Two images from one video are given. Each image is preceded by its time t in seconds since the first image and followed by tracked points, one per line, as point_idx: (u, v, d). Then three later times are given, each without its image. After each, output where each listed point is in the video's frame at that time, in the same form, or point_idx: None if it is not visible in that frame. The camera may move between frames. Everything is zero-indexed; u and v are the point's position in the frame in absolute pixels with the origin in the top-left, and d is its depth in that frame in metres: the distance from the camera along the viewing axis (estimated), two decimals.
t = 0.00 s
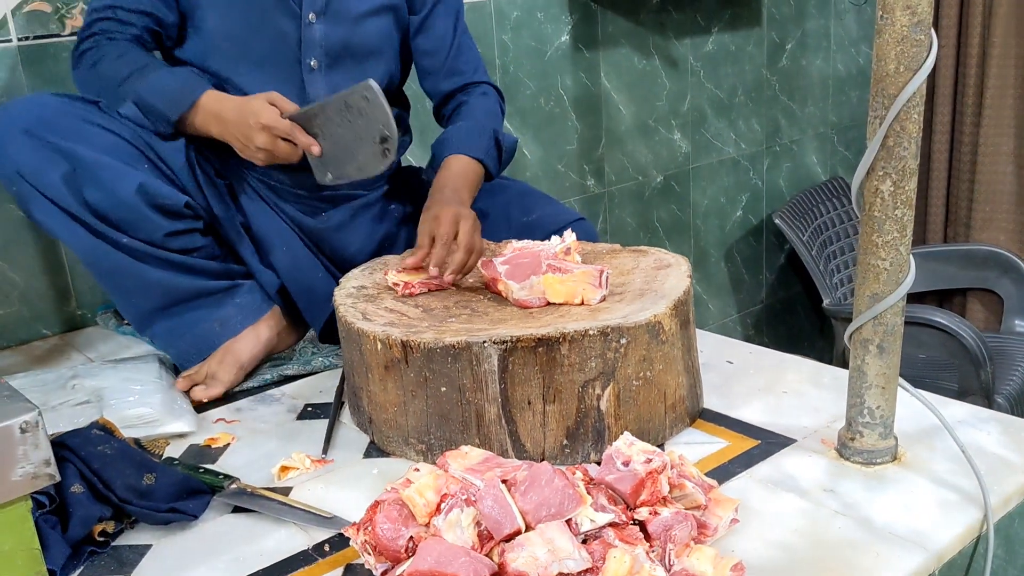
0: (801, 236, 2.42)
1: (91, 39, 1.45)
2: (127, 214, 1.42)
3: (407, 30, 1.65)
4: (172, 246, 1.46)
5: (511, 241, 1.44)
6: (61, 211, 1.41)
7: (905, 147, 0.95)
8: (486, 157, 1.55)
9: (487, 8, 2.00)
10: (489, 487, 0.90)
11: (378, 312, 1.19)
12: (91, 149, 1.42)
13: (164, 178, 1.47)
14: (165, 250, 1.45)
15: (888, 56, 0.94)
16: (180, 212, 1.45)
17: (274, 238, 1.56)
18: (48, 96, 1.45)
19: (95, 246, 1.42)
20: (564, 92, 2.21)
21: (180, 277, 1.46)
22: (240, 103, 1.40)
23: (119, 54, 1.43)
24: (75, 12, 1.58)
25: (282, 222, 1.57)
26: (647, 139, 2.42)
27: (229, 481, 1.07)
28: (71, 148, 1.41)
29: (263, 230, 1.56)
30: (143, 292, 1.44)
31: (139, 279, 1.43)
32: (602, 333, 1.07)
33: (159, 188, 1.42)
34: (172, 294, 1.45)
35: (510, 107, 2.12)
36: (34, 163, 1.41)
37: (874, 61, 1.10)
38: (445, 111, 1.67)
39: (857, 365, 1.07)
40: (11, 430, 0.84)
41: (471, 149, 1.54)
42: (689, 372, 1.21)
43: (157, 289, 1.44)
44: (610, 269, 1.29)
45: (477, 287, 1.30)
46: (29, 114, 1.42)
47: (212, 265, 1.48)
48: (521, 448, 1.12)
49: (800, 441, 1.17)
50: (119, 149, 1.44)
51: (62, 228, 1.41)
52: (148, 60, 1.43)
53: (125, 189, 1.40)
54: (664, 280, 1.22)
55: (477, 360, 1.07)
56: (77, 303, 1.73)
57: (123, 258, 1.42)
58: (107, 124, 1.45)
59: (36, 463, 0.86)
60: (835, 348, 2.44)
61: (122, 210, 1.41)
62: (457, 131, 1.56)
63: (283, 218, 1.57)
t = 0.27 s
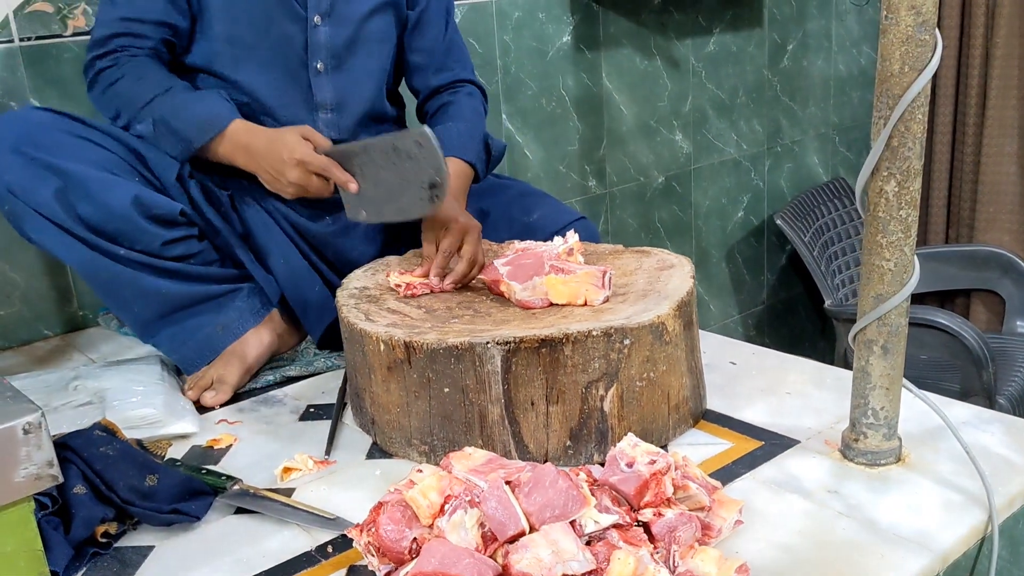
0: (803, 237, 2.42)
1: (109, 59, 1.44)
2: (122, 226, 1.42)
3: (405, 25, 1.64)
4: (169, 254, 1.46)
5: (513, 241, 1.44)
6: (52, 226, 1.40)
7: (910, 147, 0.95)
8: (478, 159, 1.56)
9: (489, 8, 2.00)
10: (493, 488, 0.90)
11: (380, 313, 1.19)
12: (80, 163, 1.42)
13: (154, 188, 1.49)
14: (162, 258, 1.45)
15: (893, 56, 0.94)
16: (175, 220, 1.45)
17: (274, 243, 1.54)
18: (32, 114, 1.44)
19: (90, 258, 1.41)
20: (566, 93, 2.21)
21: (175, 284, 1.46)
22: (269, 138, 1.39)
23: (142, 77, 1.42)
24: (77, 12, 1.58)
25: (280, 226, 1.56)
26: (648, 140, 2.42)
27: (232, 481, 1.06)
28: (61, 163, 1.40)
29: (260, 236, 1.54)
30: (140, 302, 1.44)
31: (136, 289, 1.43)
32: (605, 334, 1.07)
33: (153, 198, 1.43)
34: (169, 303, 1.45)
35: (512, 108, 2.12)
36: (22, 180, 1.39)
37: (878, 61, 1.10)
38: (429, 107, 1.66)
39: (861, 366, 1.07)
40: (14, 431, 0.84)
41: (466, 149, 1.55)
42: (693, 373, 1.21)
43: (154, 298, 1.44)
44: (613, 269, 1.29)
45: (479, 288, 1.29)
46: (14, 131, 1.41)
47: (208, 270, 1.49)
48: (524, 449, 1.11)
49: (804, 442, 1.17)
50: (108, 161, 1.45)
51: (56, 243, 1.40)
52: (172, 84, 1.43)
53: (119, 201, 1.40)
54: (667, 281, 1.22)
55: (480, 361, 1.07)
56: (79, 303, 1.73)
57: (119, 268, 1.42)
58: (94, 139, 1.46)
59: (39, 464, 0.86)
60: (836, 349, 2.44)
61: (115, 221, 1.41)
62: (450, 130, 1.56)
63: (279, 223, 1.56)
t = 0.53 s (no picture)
0: (803, 238, 2.42)
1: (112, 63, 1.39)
2: (122, 235, 1.41)
3: (408, 18, 1.65)
4: (170, 261, 1.45)
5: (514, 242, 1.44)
6: (53, 235, 1.41)
7: (912, 148, 0.95)
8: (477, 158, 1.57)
9: (490, 9, 2.00)
10: (495, 490, 0.90)
11: (382, 315, 1.19)
12: (79, 172, 1.41)
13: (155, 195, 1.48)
14: (163, 266, 1.45)
15: (895, 57, 0.93)
16: (176, 228, 1.45)
17: (276, 249, 1.54)
18: (30, 122, 1.44)
19: (92, 267, 1.41)
20: (567, 93, 2.21)
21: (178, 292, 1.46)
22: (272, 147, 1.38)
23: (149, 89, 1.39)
24: (78, 13, 1.58)
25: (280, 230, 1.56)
26: (649, 143, 2.42)
27: (233, 483, 1.06)
28: (60, 172, 1.39)
29: (261, 241, 1.53)
30: (143, 308, 1.44)
31: (138, 296, 1.43)
32: (606, 335, 1.07)
33: (153, 207, 1.42)
34: (172, 309, 1.45)
35: (513, 109, 2.12)
36: (21, 190, 1.39)
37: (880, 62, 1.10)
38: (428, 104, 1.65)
39: (863, 367, 1.07)
40: (15, 433, 0.84)
41: (465, 149, 1.55)
42: (694, 374, 1.21)
43: (157, 304, 1.44)
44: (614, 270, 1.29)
45: (480, 287, 1.29)
46: (11, 141, 1.40)
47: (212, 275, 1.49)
48: (526, 450, 1.11)
49: (806, 444, 1.17)
50: (107, 169, 1.44)
51: (57, 253, 1.41)
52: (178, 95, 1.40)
53: (119, 211, 1.39)
54: (669, 282, 1.22)
55: (481, 362, 1.07)
56: (80, 304, 1.73)
57: (119, 276, 1.42)
58: (94, 146, 1.46)
59: (40, 466, 0.86)
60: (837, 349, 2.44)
61: (117, 231, 1.41)
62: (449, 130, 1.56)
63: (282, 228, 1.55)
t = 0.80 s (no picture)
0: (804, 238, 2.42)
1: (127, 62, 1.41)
2: (128, 235, 1.41)
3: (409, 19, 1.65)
4: (175, 259, 1.46)
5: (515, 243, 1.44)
6: (59, 234, 1.39)
7: (913, 149, 0.95)
8: (478, 158, 1.57)
9: (490, 10, 2.00)
10: (496, 491, 0.90)
11: (383, 315, 1.19)
12: (84, 171, 1.41)
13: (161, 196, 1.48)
14: (167, 265, 1.46)
15: (897, 57, 0.93)
16: (181, 227, 1.46)
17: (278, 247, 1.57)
18: (34, 119, 1.41)
19: (98, 266, 1.40)
20: (567, 94, 2.21)
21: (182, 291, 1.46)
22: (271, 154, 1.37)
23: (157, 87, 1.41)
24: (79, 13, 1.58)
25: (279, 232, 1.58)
26: (649, 143, 2.42)
27: (233, 484, 1.07)
28: (66, 172, 1.39)
29: (264, 241, 1.57)
30: (147, 309, 1.44)
31: (142, 297, 1.43)
32: (607, 336, 1.06)
33: (160, 207, 1.43)
34: (175, 311, 1.45)
35: (514, 109, 2.12)
36: (26, 187, 1.37)
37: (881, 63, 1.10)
38: (431, 103, 1.66)
39: (865, 368, 1.07)
40: (16, 434, 0.84)
41: (466, 149, 1.55)
42: (695, 375, 1.21)
43: (160, 306, 1.44)
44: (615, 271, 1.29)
45: (481, 288, 1.29)
46: (16, 138, 1.38)
47: (216, 275, 1.50)
48: (526, 451, 1.11)
49: (808, 444, 1.17)
50: (113, 169, 1.43)
51: (64, 251, 1.39)
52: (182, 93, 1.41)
53: (126, 211, 1.40)
54: (670, 283, 1.22)
55: (482, 363, 1.07)
56: (80, 305, 1.73)
57: (124, 276, 1.42)
58: (99, 144, 1.44)
59: (41, 467, 0.86)
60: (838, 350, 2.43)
61: (124, 230, 1.41)
62: (450, 129, 1.56)
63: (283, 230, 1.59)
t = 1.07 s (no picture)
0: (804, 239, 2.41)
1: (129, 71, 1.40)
2: (129, 238, 1.41)
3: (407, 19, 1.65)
4: (176, 263, 1.45)
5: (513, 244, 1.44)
6: (58, 238, 1.41)
7: (912, 149, 0.95)
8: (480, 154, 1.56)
9: (490, 10, 2.00)
10: (494, 492, 0.90)
11: (378, 316, 1.19)
12: (83, 173, 1.41)
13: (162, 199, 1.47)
14: (168, 268, 1.45)
15: (895, 58, 0.93)
16: (182, 230, 1.45)
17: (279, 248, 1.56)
18: (36, 122, 1.44)
19: (97, 268, 1.41)
20: (567, 94, 2.21)
21: (183, 293, 1.46)
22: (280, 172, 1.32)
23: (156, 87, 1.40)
24: (77, 14, 1.58)
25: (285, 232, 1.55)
26: (649, 144, 2.42)
27: (232, 485, 1.07)
28: (64, 175, 1.39)
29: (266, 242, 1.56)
30: (148, 311, 1.44)
31: (143, 298, 1.43)
32: (600, 337, 1.07)
33: (159, 209, 1.42)
34: (176, 312, 1.45)
35: (513, 110, 2.12)
36: (27, 191, 1.39)
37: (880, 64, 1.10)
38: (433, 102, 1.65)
39: (862, 369, 1.06)
40: (14, 435, 0.84)
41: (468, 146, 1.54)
42: (691, 376, 1.21)
43: (160, 307, 1.44)
44: (613, 271, 1.29)
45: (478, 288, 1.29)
46: (18, 142, 1.40)
47: (217, 277, 1.49)
48: (520, 453, 1.11)
49: (805, 445, 1.17)
50: (113, 171, 1.43)
51: (65, 255, 1.41)
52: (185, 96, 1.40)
53: (126, 214, 1.39)
54: (666, 283, 1.22)
55: (475, 364, 1.07)
56: (79, 306, 1.73)
57: (123, 279, 1.42)
58: (99, 147, 1.45)
59: (39, 468, 0.86)
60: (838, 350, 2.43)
61: (124, 234, 1.40)
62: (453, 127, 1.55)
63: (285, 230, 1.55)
